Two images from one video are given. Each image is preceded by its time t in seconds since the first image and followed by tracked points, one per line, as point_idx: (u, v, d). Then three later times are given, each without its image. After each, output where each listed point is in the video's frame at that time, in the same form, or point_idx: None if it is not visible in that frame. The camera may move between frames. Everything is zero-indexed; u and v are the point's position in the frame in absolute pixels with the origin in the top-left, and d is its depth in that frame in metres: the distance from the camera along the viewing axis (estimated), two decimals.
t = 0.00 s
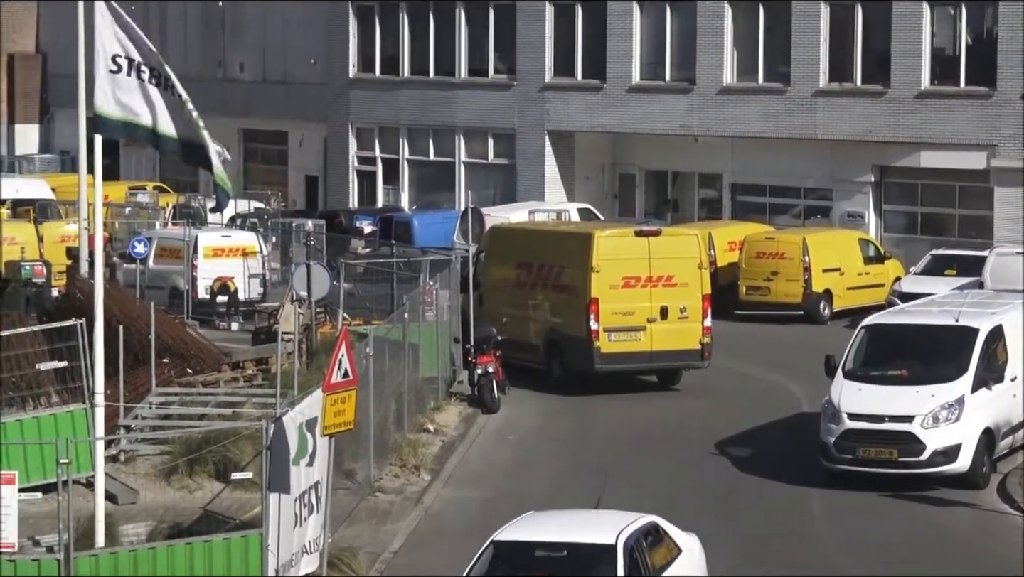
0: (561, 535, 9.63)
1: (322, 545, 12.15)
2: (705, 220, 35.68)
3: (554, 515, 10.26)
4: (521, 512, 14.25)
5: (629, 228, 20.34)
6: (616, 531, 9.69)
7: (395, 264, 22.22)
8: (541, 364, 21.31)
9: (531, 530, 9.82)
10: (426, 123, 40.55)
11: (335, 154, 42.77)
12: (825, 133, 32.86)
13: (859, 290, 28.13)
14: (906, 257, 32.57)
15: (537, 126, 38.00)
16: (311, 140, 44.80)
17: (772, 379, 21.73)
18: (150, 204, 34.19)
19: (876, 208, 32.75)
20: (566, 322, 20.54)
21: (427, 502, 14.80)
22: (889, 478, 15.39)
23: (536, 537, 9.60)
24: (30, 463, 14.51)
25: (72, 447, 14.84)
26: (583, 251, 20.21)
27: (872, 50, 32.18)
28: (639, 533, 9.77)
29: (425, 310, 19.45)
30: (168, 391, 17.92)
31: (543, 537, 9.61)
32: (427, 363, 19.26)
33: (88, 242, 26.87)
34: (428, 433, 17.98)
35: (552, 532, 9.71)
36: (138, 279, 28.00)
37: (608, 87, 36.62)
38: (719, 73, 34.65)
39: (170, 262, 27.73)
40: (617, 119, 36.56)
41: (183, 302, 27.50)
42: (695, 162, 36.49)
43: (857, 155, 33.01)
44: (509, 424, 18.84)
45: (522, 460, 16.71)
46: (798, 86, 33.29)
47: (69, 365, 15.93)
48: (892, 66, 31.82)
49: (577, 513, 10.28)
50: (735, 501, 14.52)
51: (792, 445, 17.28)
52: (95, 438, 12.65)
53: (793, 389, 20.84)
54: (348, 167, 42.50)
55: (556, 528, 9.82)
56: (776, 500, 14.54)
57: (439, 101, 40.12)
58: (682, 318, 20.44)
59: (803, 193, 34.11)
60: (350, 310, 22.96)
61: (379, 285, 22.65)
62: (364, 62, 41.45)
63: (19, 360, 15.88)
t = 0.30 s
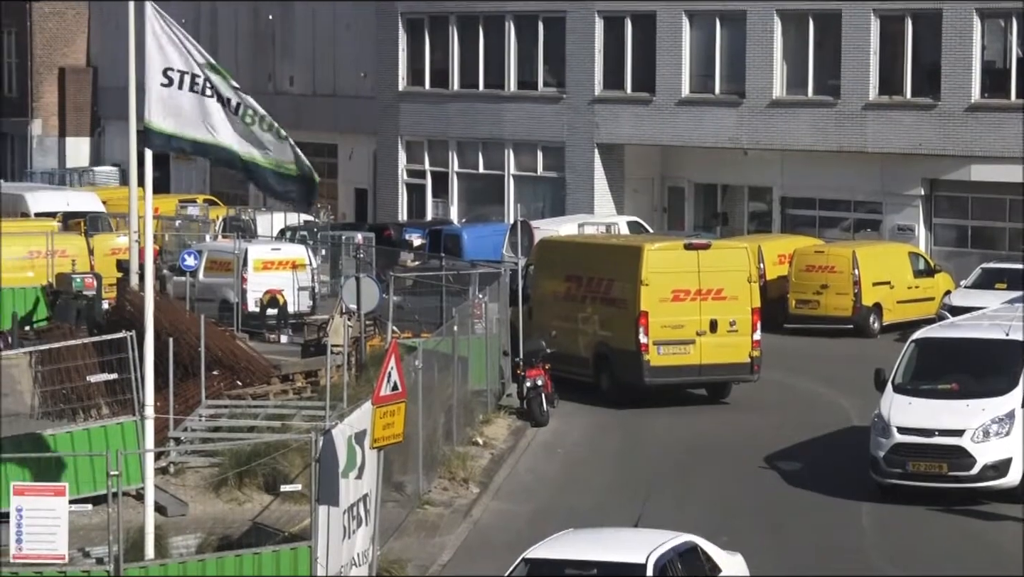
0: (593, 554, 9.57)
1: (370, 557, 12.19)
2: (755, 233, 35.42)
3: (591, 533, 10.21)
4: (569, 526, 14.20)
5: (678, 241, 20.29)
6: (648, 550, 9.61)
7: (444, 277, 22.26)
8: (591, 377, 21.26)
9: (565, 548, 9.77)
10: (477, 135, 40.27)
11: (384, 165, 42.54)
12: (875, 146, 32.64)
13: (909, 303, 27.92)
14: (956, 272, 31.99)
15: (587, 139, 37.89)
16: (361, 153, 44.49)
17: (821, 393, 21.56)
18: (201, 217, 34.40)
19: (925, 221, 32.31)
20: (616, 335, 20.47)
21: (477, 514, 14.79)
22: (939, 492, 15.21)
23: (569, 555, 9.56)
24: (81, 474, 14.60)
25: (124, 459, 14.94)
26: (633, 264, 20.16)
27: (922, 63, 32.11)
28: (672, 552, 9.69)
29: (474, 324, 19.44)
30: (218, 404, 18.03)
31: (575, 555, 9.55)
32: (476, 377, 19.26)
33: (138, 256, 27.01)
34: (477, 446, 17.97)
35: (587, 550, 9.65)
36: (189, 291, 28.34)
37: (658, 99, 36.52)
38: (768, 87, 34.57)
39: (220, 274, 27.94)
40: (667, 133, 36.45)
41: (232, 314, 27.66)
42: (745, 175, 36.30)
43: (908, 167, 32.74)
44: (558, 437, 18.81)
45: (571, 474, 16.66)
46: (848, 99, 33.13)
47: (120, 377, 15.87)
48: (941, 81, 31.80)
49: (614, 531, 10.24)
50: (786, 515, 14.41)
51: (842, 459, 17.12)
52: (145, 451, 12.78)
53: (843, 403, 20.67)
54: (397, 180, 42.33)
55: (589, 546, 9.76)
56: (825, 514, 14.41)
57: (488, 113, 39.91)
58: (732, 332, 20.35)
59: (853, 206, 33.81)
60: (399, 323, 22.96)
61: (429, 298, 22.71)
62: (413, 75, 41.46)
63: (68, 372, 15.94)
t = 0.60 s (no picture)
0: (630, 567, 9.56)
1: (430, 566, 12.20)
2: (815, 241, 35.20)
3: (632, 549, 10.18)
4: (628, 535, 14.13)
5: (738, 249, 20.17)
6: (687, 563, 9.55)
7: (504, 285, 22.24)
8: (651, 386, 21.18)
9: (604, 564, 9.77)
10: (536, 144, 40.21)
11: (443, 173, 42.49)
12: (935, 153, 32.34)
13: (971, 310, 27.58)
14: (1018, 278, 32.14)
15: (646, 147, 37.76)
16: (420, 162, 43.95)
17: (882, 401, 21.35)
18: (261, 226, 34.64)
19: (986, 229, 32.36)
20: (676, 343, 20.36)
21: (537, 523, 14.77)
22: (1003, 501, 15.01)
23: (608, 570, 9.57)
24: (143, 482, 14.77)
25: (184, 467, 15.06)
26: (692, 272, 20.06)
27: (983, 69, 31.74)
28: (712, 566, 9.62)
29: (534, 332, 19.38)
30: (278, 413, 18.11)
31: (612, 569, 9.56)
32: (536, 385, 19.25)
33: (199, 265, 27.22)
34: (537, 455, 17.95)
35: (625, 565, 9.62)
36: (249, 300, 28.40)
37: (718, 107, 36.36)
38: (829, 94, 34.30)
39: (281, 283, 28.08)
40: (727, 140, 36.27)
41: (292, 323, 27.69)
42: (805, 183, 36.10)
43: (970, 174, 32.44)
44: (618, 445, 18.75)
45: (632, 482, 16.59)
46: (909, 107, 32.85)
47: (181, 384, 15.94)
48: (1003, 85, 31.40)
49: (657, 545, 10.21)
50: (847, 523, 14.29)
51: (904, 467, 16.92)
52: (205, 459, 12.81)
53: (904, 411, 20.45)
54: (456, 189, 42.16)
55: (628, 561, 9.73)
56: (887, 522, 14.24)
57: (548, 122, 39.86)
58: (792, 339, 20.17)
59: (913, 213, 33.46)
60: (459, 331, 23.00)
61: (488, 305, 22.73)
62: (473, 84, 41.56)
63: (130, 381, 16.03)
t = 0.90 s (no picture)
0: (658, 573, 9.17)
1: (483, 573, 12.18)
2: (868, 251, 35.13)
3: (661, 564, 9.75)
4: (681, 543, 14.03)
5: (792, 256, 20.05)
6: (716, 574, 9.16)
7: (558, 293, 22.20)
8: (705, 394, 21.06)
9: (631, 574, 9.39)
10: (589, 152, 40.11)
11: (498, 182, 42.29)
12: (992, 161, 32.05)
13: None
14: None
15: (701, 155, 37.62)
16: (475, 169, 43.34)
17: (938, 410, 21.15)
18: (315, 233, 34.81)
19: None
20: (730, 351, 20.22)
21: (591, 531, 14.72)
22: None
23: None
24: (198, 489, 14.89)
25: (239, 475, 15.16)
26: (747, 280, 19.94)
27: None
28: None
29: (588, 340, 19.31)
30: (332, 420, 18.19)
31: None
32: (590, 394, 19.23)
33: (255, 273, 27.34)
34: (591, 463, 17.92)
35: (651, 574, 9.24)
36: (303, 307, 28.62)
37: (772, 115, 36.17)
38: (884, 102, 34.08)
39: (335, 291, 28.25)
40: (781, 148, 36.06)
41: (347, 331, 27.90)
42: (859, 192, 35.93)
43: None
44: (672, 453, 18.67)
45: (685, 490, 16.51)
46: (965, 115, 32.61)
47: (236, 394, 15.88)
48: None
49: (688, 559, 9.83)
50: (903, 532, 14.15)
51: (961, 476, 16.74)
52: (260, 465, 12.86)
53: (961, 420, 20.24)
54: (510, 196, 41.94)
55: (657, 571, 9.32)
56: (944, 532, 14.10)
57: (602, 130, 39.76)
58: (847, 348, 20.03)
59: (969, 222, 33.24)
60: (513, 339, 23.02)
61: (542, 314, 22.75)
62: (527, 91, 41.30)
63: (184, 388, 15.94)
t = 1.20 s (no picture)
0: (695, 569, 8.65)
1: None
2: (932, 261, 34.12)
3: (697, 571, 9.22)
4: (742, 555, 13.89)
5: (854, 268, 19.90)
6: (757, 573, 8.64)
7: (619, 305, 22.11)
8: (766, 407, 20.90)
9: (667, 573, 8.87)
10: (650, 164, 39.94)
11: (558, 194, 42.21)
12: None
13: None
14: None
15: (762, 168, 37.41)
16: (535, 182, 43.37)
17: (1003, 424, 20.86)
18: (376, 245, 34.97)
19: None
20: (792, 363, 20.07)
21: (651, 544, 14.64)
22: None
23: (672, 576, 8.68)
24: (258, 500, 14.98)
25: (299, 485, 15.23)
26: (808, 292, 19.80)
27: None
28: None
29: (648, 351, 19.21)
30: (393, 431, 18.25)
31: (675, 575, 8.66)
32: (651, 406, 19.13)
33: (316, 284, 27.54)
34: (651, 475, 17.84)
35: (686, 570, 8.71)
36: (365, 319, 28.71)
37: (835, 127, 35.90)
38: (946, 115, 33.87)
39: (397, 302, 28.35)
40: (843, 160, 35.79)
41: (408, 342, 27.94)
42: (922, 204, 35.61)
43: None
44: (733, 466, 18.54)
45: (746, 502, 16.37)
46: None
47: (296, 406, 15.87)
48: None
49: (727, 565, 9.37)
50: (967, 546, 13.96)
51: None
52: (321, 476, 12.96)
53: None
54: (571, 209, 41.81)
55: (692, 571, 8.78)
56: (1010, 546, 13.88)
57: (663, 141, 39.61)
58: (910, 361, 19.82)
59: None
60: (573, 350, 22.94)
61: (604, 326, 22.66)
62: (589, 103, 41.32)
63: (245, 400, 15.87)
